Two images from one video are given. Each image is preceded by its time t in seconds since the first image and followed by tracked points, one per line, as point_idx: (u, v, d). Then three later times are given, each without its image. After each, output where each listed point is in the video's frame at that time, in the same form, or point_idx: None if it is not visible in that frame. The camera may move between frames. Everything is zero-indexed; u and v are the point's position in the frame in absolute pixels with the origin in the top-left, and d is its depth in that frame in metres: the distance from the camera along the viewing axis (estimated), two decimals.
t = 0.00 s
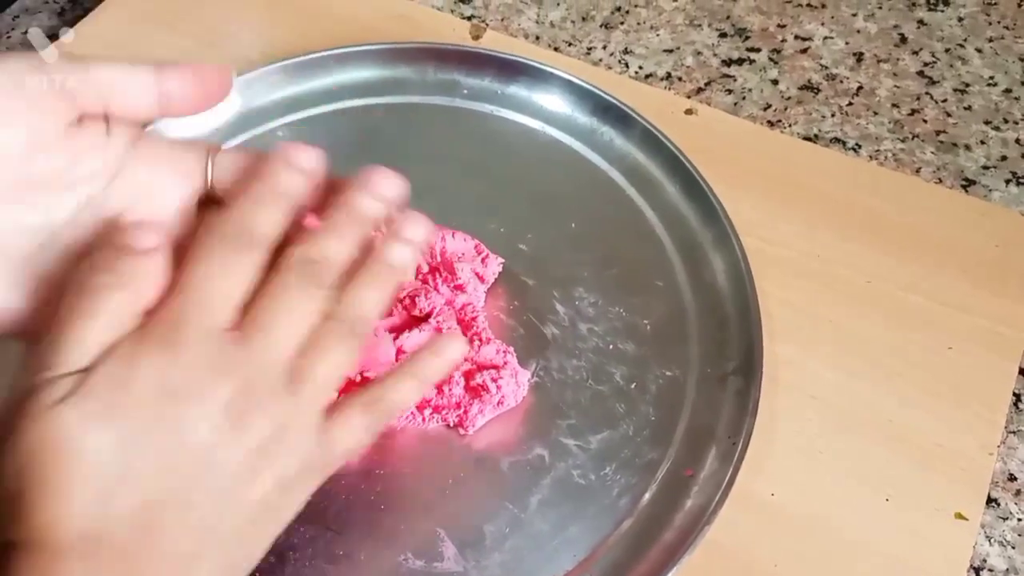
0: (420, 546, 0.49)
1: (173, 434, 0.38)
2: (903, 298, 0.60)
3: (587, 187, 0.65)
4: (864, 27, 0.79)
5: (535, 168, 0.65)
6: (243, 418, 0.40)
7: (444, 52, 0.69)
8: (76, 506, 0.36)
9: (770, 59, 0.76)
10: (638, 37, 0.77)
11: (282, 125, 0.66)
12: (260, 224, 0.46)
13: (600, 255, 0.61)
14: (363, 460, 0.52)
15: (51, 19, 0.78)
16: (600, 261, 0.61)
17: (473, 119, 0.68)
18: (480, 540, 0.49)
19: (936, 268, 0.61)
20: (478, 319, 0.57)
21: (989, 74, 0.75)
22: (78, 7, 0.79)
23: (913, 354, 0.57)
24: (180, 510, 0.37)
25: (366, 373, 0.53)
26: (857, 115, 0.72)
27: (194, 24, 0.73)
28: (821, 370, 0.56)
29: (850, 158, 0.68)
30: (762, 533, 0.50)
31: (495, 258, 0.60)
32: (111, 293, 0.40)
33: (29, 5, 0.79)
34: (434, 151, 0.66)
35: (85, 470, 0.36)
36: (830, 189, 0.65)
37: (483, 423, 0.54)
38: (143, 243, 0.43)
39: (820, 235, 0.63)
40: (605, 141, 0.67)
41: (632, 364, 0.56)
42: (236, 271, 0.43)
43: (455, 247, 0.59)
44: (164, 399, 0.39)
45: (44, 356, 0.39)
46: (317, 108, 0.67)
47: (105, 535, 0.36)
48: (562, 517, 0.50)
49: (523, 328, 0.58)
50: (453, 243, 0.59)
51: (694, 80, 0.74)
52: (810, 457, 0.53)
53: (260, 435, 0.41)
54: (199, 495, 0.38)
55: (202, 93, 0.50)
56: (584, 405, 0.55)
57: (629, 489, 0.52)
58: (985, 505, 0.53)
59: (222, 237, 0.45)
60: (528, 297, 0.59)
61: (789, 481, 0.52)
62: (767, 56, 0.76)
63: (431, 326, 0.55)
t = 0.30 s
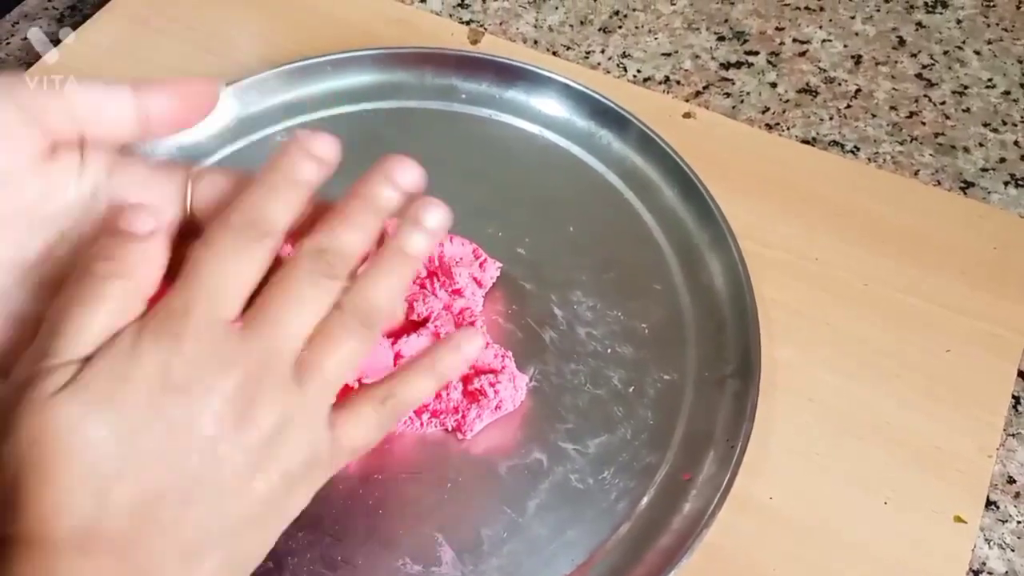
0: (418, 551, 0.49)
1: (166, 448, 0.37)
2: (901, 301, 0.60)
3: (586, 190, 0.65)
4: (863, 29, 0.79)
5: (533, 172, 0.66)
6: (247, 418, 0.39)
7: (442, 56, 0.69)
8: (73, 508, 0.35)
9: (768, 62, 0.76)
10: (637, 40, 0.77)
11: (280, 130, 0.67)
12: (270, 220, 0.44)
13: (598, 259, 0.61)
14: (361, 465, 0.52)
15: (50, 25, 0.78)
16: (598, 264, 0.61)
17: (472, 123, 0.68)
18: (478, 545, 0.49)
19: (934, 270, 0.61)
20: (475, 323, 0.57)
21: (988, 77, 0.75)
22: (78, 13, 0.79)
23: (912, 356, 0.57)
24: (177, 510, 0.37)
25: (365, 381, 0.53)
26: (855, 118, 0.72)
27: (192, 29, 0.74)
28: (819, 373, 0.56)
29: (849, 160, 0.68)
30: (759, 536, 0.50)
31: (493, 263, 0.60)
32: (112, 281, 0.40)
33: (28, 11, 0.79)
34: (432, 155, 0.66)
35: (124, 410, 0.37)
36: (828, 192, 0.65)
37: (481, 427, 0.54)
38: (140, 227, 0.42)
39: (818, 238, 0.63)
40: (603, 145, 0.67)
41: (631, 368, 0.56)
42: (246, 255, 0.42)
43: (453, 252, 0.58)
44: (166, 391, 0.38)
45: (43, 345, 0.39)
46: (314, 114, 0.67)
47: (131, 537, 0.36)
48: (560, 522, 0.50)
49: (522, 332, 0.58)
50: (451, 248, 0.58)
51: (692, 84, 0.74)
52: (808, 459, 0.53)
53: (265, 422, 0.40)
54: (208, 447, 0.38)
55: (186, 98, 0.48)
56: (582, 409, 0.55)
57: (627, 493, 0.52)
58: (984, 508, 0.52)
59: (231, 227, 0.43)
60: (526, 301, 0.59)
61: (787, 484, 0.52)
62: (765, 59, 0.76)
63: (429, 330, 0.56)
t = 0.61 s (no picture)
0: (423, 551, 0.49)
1: (147, 375, 0.32)
2: (902, 301, 0.60)
3: (589, 191, 0.65)
4: (865, 30, 0.79)
5: (536, 173, 0.66)
6: (234, 360, 0.35)
7: (445, 57, 0.69)
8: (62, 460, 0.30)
9: (770, 63, 0.76)
10: (639, 41, 0.77)
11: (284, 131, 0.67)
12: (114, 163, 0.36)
13: (601, 259, 0.61)
14: (366, 464, 0.53)
15: (54, 27, 0.79)
16: (602, 265, 0.61)
17: (475, 124, 0.68)
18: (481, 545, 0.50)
19: (936, 270, 0.62)
20: (479, 324, 0.57)
21: (990, 77, 0.76)
22: (81, 15, 0.79)
23: (914, 356, 0.57)
24: (165, 475, 0.32)
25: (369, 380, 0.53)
26: (858, 118, 0.72)
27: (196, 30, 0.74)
28: (821, 373, 0.56)
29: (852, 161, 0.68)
30: (762, 537, 0.50)
31: (496, 263, 0.60)
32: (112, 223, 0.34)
33: (32, 13, 0.80)
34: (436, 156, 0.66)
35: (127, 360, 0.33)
36: (830, 192, 0.65)
37: (485, 427, 0.54)
38: (117, 165, 0.36)
39: (820, 239, 0.63)
40: (606, 145, 0.67)
41: (634, 368, 0.57)
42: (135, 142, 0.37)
43: (456, 253, 0.59)
44: (149, 332, 0.33)
45: (20, 285, 0.33)
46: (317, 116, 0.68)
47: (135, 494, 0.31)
48: (564, 522, 0.51)
49: (525, 333, 0.58)
50: (455, 249, 0.59)
51: (695, 85, 0.74)
52: (811, 459, 0.53)
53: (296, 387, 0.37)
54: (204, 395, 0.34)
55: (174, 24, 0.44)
56: (585, 410, 0.55)
57: (631, 493, 0.52)
58: (988, 507, 0.53)
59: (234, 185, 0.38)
60: (529, 302, 0.59)
61: (789, 484, 0.52)
62: (768, 60, 0.77)
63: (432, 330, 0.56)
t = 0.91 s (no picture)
0: (427, 549, 0.49)
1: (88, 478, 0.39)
2: (906, 301, 0.60)
3: (593, 191, 0.65)
4: (869, 31, 0.79)
5: (540, 173, 0.66)
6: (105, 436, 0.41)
7: (450, 58, 0.69)
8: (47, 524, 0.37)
9: (774, 63, 0.76)
10: (643, 42, 0.77)
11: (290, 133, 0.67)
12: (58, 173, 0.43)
13: (606, 259, 0.61)
14: (369, 463, 0.53)
15: (59, 28, 0.79)
16: (606, 265, 0.61)
17: (480, 124, 0.68)
18: (486, 544, 0.50)
19: (939, 271, 0.62)
20: (483, 323, 0.57)
21: (994, 78, 0.76)
22: (86, 15, 0.80)
23: (918, 357, 0.58)
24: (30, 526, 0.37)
25: (372, 379, 0.53)
26: (861, 119, 0.72)
27: (202, 32, 0.74)
28: (825, 373, 0.57)
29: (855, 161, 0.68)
30: (766, 536, 0.50)
31: (501, 263, 0.60)
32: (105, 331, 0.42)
33: (38, 13, 0.80)
34: (440, 157, 0.66)
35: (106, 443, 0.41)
36: (834, 193, 0.65)
37: (490, 426, 0.54)
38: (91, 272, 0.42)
39: (824, 239, 0.63)
40: (610, 146, 0.67)
41: (638, 368, 0.57)
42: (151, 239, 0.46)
43: (460, 252, 0.59)
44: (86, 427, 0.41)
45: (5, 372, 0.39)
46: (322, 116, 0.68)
47: (103, 517, 0.39)
48: (568, 521, 0.51)
49: (529, 332, 0.58)
50: (459, 248, 0.59)
51: (698, 85, 0.74)
52: (816, 457, 0.53)
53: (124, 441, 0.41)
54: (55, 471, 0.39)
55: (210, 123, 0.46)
56: (589, 410, 0.55)
57: (634, 492, 0.52)
58: (992, 507, 0.53)
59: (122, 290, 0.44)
60: (533, 302, 0.59)
61: (794, 484, 0.52)
62: (772, 60, 0.77)
63: (437, 330, 0.56)
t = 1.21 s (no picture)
0: (432, 548, 0.50)
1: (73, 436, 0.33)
2: (908, 302, 0.60)
3: (596, 193, 0.66)
4: (870, 35, 0.79)
5: (544, 175, 0.66)
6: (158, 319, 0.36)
7: (454, 60, 0.70)
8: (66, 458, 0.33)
9: (776, 67, 0.77)
10: (646, 45, 0.78)
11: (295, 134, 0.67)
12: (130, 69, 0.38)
13: (609, 261, 0.62)
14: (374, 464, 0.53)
15: (65, 29, 0.79)
16: (609, 266, 0.62)
17: (485, 126, 0.69)
18: (490, 543, 0.50)
19: (940, 273, 0.62)
20: (488, 324, 0.57)
21: (995, 82, 0.76)
22: (92, 16, 0.80)
23: (919, 359, 0.58)
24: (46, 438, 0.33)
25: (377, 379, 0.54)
26: (863, 122, 0.73)
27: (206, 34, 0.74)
28: (827, 375, 0.57)
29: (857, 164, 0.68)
30: (767, 537, 0.50)
31: (505, 264, 0.60)
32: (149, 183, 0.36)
33: (44, 15, 0.80)
34: (444, 158, 0.66)
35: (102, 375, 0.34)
36: (836, 195, 0.66)
37: (494, 426, 0.54)
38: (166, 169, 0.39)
39: (826, 241, 0.63)
40: (614, 148, 0.67)
41: (641, 369, 0.57)
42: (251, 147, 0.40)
43: (465, 254, 0.59)
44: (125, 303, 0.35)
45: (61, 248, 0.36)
46: (327, 118, 0.68)
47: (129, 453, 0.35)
48: (572, 520, 0.51)
49: (532, 333, 0.58)
50: (463, 250, 0.59)
51: (701, 88, 0.75)
52: (818, 458, 0.54)
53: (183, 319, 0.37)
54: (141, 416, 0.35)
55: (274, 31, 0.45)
56: (592, 410, 0.55)
57: (638, 492, 0.52)
58: (992, 509, 0.53)
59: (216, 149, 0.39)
60: (536, 303, 0.60)
61: (795, 485, 0.52)
62: (774, 64, 0.77)
63: (441, 331, 0.56)
